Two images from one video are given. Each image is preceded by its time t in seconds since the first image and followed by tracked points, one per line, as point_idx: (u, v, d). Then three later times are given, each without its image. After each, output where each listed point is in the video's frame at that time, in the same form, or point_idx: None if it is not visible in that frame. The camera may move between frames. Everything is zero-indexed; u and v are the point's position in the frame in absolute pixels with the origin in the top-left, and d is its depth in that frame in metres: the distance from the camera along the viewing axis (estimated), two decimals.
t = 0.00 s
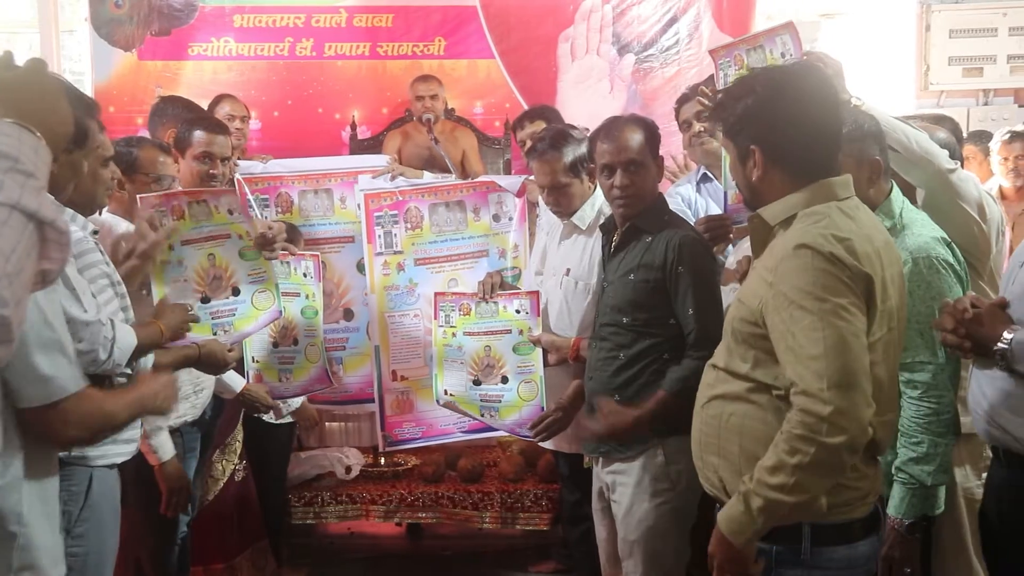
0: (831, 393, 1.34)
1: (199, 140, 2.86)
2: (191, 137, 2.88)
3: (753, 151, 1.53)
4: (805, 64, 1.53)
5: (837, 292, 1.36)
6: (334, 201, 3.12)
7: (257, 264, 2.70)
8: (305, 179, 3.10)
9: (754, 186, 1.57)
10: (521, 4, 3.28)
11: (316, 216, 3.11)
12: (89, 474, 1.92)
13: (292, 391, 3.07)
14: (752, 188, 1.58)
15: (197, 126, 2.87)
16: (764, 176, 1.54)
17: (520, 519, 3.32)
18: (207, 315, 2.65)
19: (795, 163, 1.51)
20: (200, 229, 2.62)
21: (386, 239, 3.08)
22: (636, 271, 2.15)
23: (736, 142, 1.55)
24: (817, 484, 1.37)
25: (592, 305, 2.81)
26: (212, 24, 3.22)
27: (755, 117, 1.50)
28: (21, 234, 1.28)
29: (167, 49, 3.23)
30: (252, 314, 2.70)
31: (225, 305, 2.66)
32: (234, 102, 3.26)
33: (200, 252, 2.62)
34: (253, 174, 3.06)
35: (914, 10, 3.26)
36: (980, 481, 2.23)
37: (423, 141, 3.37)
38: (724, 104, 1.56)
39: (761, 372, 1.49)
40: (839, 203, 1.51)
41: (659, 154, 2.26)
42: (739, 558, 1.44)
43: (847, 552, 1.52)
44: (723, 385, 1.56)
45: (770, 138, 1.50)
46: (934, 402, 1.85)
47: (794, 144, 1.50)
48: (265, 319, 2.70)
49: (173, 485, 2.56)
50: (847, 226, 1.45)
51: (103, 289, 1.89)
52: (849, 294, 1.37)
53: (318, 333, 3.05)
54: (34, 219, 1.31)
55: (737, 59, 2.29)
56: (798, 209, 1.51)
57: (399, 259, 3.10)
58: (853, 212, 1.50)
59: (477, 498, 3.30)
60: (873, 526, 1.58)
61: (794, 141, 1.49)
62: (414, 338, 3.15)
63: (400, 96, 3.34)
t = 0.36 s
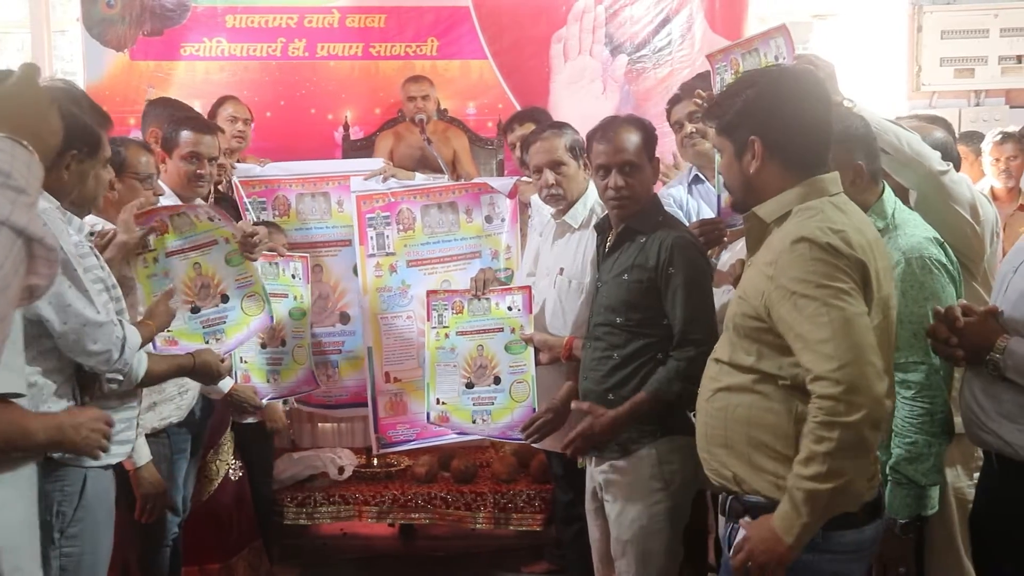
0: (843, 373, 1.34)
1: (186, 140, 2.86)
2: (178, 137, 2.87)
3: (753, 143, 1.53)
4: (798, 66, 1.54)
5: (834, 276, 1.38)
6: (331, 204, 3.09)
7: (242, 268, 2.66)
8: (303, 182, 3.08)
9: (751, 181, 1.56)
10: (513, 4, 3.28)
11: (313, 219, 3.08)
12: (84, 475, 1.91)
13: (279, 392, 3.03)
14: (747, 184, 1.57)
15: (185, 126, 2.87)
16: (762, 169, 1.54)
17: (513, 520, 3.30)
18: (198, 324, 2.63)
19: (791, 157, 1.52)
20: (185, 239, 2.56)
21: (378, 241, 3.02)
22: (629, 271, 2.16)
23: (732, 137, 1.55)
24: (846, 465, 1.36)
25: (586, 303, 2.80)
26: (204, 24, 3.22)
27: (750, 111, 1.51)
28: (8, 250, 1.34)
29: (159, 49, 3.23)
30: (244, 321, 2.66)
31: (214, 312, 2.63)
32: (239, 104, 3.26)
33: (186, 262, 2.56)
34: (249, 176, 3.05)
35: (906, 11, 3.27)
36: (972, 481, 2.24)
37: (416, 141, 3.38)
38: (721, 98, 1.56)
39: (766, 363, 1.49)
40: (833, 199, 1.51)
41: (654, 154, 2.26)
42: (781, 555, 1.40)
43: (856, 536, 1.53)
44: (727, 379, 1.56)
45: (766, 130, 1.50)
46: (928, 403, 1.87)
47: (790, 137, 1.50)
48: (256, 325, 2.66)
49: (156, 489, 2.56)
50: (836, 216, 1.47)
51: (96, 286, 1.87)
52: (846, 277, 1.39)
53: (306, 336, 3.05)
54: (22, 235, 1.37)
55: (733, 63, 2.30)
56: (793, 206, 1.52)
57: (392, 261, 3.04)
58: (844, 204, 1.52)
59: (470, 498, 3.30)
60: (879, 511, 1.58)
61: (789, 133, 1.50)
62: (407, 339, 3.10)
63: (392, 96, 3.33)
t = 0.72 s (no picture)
0: (824, 381, 1.36)
1: (164, 140, 2.85)
2: (156, 137, 2.86)
3: (747, 147, 1.53)
4: (787, 68, 1.55)
5: (826, 282, 1.39)
6: (321, 208, 3.08)
7: (234, 270, 2.70)
8: (294, 185, 3.06)
9: (744, 185, 1.57)
10: (501, 5, 3.28)
11: (303, 222, 3.07)
12: (74, 476, 1.91)
13: (259, 392, 3.02)
14: (741, 187, 1.57)
15: (163, 126, 2.86)
16: (757, 172, 1.54)
17: (501, 520, 3.31)
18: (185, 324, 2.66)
19: (785, 161, 1.52)
20: (178, 235, 2.63)
21: (366, 242, 2.99)
22: (616, 272, 2.16)
23: (726, 142, 1.56)
24: (824, 472, 1.38)
25: (574, 303, 2.82)
26: (191, 24, 3.21)
27: (744, 113, 1.51)
28: None
29: (145, 50, 3.22)
30: (231, 323, 2.70)
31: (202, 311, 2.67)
32: (233, 105, 3.26)
33: (177, 258, 2.63)
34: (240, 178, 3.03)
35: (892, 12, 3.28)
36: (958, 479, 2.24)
37: (403, 141, 3.37)
38: (710, 102, 1.57)
39: (755, 362, 1.50)
40: (824, 200, 1.52)
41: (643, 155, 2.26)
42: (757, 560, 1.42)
43: (837, 535, 1.53)
44: (713, 377, 1.56)
45: (762, 135, 1.51)
46: (910, 403, 1.87)
47: (782, 141, 1.51)
48: (245, 327, 2.69)
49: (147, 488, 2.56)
50: (830, 219, 1.47)
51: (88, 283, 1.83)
52: (839, 281, 1.40)
53: (282, 335, 3.05)
54: (4, 243, 1.37)
55: (720, 65, 2.31)
56: (787, 208, 1.52)
57: (379, 262, 3.01)
58: (835, 206, 1.52)
59: (458, 499, 3.31)
60: (860, 510, 1.59)
61: (781, 135, 1.50)
62: (395, 341, 3.06)
63: (380, 97, 3.33)
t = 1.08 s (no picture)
0: (777, 393, 1.37)
1: (147, 140, 2.84)
2: (140, 137, 2.85)
3: (728, 148, 1.53)
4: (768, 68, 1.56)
5: (798, 292, 1.39)
6: (309, 211, 3.09)
7: (222, 267, 2.71)
8: (282, 188, 3.08)
9: (725, 186, 1.57)
10: (487, 5, 3.28)
11: (292, 225, 3.08)
12: (52, 477, 1.91)
13: (245, 393, 2.97)
14: (721, 188, 1.58)
15: (147, 126, 2.85)
16: (737, 173, 1.55)
17: (488, 520, 3.28)
18: (165, 317, 2.65)
19: (766, 162, 1.53)
20: (168, 223, 2.62)
21: (351, 242, 2.99)
22: (600, 273, 2.16)
23: (705, 144, 1.56)
24: (759, 481, 1.41)
25: (560, 304, 2.82)
26: (176, 24, 3.20)
27: (722, 111, 1.51)
28: None
29: (129, 50, 3.21)
30: (212, 321, 2.70)
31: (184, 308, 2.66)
32: (226, 107, 3.25)
33: (162, 246, 2.62)
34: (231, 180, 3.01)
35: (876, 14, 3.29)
36: (942, 479, 2.23)
37: (389, 142, 3.37)
38: (689, 104, 1.57)
39: (727, 363, 1.50)
40: (803, 203, 1.53)
41: (630, 156, 2.26)
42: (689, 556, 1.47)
43: (815, 537, 1.54)
44: (690, 381, 1.56)
45: (742, 133, 1.51)
46: (900, 400, 1.86)
47: (766, 138, 1.51)
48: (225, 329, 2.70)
49: (136, 490, 2.54)
50: (811, 225, 1.47)
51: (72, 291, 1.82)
52: (811, 292, 1.40)
53: (271, 336, 3.00)
54: None
55: (707, 66, 2.33)
56: (766, 211, 1.52)
57: (364, 263, 3.00)
58: (813, 211, 1.52)
59: (444, 500, 3.29)
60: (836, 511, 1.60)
61: (765, 130, 1.50)
62: (381, 342, 3.05)
63: (366, 97, 3.33)
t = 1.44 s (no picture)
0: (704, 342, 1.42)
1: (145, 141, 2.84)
2: (137, 138, 2.86)
3: (742, 138, 1.52)
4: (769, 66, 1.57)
5: (771, 272, 1.41)
6: (306, 213, 3.10)
7: (215, 271, 2.70)
8: (278, 190, 3.08)
9: (731, 179, 1.56)
10: (481, 7, 3.28)
11: (288, 227, 3.08)
12: (42, 478, 1.92)
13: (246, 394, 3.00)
14: (725, 182, 1.56)
15: (144, 127, 2.86)
16: (748, 165, 1.54)
17: (482, 522, 3.29)
18: (158, 322, 2.65)
19: (775, 160, 1.54)
20: (161, 226, 2.62)
21: (345, 242, 2.99)
22: (586, 276, 2.17)
23: (715, 133, 1.54)
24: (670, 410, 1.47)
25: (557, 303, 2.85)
26: (170, 25, 3.20)
27: (736, 103, 1.51)
28: None
29: (124, 50, 3.21)
30: (205, 326, 2.70)
31: (177, 313, 2.66)
32: (224, 109, 3.25)
33: (156, 250, 2.61)
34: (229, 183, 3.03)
35: (870, 15, 3.30)
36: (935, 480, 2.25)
37: (383, 143, 3.36)
38: (691, 96, 1.57)
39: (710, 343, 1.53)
40: (801, 203, 1.54)
41: (627, 159, 2.25)
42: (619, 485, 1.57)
43: (812, 541, 1.53)
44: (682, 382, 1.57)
45: (762, 123, 1.51)
46: (897, 403, 1.82)
47: (780, 130, 1.52)
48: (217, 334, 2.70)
49: (128, 492, 2.55)
50: (807, 222, 1.49)
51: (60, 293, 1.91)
52: (783, 289, 1.41)
53: (273, 336, 3.03)
54: None
55: (702, 68, 2.31)
56: (764, 206, 1.53)
57: (359, 263, 3.00)
58: (811, 211, 1.54)
59: (438, 501, 3.29)
60: (832, 515, 1.60)
61: (777, 122, 1.51)
62: (375, 342, 3.04)
63: (360, 98, 3.33)
